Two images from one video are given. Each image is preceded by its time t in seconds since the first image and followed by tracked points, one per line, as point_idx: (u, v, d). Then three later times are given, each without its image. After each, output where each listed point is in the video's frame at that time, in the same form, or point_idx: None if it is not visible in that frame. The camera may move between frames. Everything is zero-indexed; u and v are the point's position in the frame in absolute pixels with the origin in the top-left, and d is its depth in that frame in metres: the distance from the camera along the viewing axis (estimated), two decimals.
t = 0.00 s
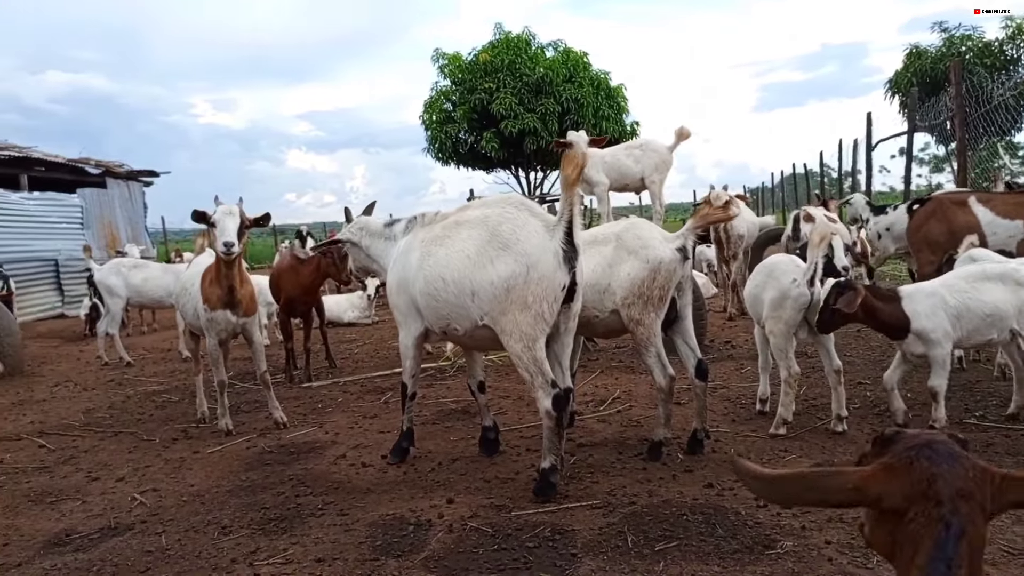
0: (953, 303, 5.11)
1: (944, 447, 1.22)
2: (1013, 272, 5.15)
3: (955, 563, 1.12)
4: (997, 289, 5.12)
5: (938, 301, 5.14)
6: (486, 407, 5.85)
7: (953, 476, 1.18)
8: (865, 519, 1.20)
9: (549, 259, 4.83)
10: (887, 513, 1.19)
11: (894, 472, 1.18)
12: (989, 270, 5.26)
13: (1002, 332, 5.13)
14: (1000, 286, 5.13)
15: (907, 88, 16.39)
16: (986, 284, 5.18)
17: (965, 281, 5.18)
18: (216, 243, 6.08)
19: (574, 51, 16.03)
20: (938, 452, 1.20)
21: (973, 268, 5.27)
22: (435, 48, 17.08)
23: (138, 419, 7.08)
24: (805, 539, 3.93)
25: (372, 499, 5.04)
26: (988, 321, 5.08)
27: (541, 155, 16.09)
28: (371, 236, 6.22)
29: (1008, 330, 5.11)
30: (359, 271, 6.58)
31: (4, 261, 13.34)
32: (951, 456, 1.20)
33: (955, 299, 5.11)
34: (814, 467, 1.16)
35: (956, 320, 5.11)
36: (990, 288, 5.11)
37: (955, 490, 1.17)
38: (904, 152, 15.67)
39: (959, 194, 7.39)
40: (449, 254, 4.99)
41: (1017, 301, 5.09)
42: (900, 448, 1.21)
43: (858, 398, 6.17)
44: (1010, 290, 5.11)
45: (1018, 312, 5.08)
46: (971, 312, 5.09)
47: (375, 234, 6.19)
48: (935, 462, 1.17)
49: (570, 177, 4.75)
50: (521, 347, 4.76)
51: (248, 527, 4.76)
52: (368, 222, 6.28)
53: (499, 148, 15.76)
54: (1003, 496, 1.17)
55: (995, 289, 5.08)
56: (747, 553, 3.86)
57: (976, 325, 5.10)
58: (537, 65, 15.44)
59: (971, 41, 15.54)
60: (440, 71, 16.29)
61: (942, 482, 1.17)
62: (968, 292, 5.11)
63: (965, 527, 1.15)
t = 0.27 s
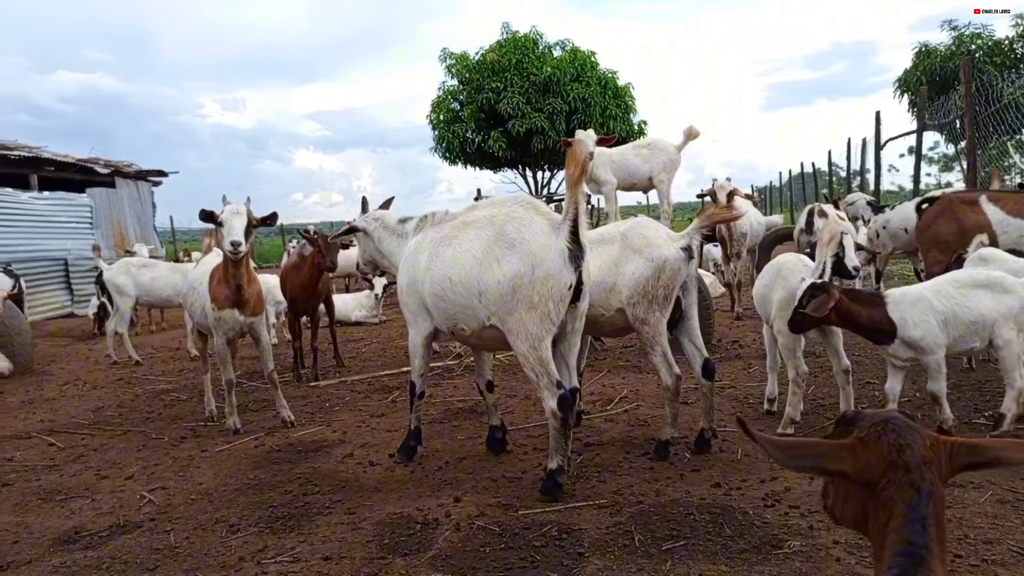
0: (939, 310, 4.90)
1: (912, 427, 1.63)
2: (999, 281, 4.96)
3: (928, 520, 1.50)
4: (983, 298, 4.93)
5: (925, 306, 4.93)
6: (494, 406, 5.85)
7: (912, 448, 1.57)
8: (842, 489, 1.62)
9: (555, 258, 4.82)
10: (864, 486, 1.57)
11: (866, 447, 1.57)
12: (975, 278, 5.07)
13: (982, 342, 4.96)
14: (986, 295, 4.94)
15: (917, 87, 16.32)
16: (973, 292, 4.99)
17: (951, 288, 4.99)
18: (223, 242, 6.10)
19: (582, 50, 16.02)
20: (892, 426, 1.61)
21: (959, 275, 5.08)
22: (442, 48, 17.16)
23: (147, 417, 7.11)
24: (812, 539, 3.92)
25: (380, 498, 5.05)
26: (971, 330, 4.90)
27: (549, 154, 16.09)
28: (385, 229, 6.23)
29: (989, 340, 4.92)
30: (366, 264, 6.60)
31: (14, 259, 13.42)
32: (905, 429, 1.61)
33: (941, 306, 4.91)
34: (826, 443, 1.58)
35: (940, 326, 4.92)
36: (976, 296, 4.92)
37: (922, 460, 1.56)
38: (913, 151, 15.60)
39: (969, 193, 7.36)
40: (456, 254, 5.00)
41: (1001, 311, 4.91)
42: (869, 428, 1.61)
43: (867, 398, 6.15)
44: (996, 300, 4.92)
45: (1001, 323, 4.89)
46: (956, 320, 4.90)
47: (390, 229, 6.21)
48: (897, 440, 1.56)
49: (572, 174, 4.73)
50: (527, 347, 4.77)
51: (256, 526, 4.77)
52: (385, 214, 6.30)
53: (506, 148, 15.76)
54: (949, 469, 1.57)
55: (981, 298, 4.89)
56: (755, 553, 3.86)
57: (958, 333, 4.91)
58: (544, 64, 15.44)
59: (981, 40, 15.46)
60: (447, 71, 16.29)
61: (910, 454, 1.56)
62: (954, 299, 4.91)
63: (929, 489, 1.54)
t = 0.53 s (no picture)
0: (917, 315, 4.75)
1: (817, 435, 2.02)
2: (988, 279, 4.74)
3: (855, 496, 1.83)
4: (970, 299, 4.73)
5: (902, 313, 4.78)
6: (504, 405, 5.86)
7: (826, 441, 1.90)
8: (774, 490, 1.89)
9: (564, 257, 4.81)
10: (791, 485, 1.88)
11: (792, 449, 1.86)
12: (965, 277, 4.85)
13: (974, 344, 4.77)
14: (972, 296, 4.74)
15: (929, 84, 16.23)
16: (959, 293, 4.80)
17: (936, 291, 4.81)
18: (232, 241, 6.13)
19: (591, 49, 16.01)
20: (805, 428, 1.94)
21: (945, 276, 4.88)
22: (451, 47, 17.17)
23: (158, 416, 7.15)
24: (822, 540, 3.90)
25: (389, 497, 5.07)
26: (957, 334, 4.73)
27: (558, 153, 16.08)
28: (394, 228, 6.25)
29: (980, 342, 4.73)
30: (376, 264, 6.61)
31: (27, 258, 13.53)
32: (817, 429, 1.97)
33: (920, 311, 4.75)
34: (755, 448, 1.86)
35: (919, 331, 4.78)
36: (960, 299, 4.74)
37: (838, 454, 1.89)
38: (924, 149, 15.52)
39: (981, 192, 7.30)
40: (466, 253, 5.01)
41: (991, 311, 4.69)
42: (786, 433, 1.91)
43: (877, 398, 6.12)
44: (984, 300, 4.71)
45: (993, 323, 4.67)
46: (938, 324, 4.75)
47: (398, 229, 6.23)
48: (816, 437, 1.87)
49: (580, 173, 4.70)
50: (536, 346, 4.77)
51: (266, 523, 4.79)
52: (393, 214, 6.32)
53: (515, 147, 15.76)
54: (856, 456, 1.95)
55: (966, 300, 4.70)
56: (764, 553, 3.84)
57: (943, 338, 4.76)
58: (553, 63, 15.43)
59: (994, 37, 15.35)
60: (456, 70, 16.30)
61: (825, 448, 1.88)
62: (935, 304, 4.73)
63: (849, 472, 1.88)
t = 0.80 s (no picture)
0: (897, 317, 4.58)
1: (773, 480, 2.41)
2: (968, 281, 4.61)
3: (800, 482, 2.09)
4: (951, 302, 4.57)
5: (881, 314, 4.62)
6: (513, 405, 5.86)
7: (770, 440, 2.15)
8: (719, 481, 2.16)
9: (574, 256, 4.80)
10: (737, 477, 2.14)
11: (736, 443, 2.12)
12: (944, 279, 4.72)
13: (955, 349, 4.62)
14: (953, 298, 4.59)
15: (940, 83, 16.14)
16: (939, 295, 4.64)
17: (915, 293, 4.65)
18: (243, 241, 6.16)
19: (601, 48, 16.01)
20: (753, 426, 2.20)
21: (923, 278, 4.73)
22: (461, 47, 17.20)
23: (169, 414, 7.19)
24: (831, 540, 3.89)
25: (398, 495, 5.08)
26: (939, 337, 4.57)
27: (567, 152, 16.07)
28: (402, 228, 6.26)
29: (961, 346, 4.58)
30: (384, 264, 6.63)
31: (39, 257, 13.63)
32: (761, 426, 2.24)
33: (897, 314, 4.59)
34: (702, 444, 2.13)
35: (899, 334, 4.62)
36: (940, 301, 4.59)
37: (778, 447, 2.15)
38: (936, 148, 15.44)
39: (994, 191, 7.25)
40: (477, 253, 5.01)
41: (973, 314, 4.55)
42: (732, 429, 2.17)
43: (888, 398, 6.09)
44: (966, 302, 4.56)
45: (975, 326, 4.54)
46: (919, 327, 4.58)
47: (406, 229, 6.23)
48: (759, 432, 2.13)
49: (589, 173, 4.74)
50: (545, 346, 4.77)
51: (276, 522, 4.82)
52: (399, 215, 6.34)
53: (524, 146, 15.77)
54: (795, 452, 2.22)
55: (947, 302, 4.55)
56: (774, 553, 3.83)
57: (925, 341, 4.59)
58: (563, 62, 15.43)
59: (1007, 35, 15.25)
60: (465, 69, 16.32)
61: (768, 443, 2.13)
62: (916, 306, 4.57)
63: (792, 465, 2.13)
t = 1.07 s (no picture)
0: (861, 320, 4.60)
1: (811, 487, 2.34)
2: (936, 289, 4.59)
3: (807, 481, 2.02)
4: (919, 308, 4.56)
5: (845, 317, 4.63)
6: (522, 404, 5.86)
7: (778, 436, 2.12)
8: (723, 478, 2.14)
9: (582, 255, 4.79)
10: (740, 472, 2.12)
11: (740, 439, 2.10)
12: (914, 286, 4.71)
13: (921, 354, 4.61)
14: (921, 304, 4.58)
15: (952, 80, 16.04)
16: (907, 302, 4.64)
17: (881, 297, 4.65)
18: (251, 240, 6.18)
19: (609, 47, 15.99)
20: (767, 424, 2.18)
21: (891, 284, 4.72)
22: (470, 46, 17.21)
23: (179, 412, 7.23)
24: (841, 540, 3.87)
25: (406, 494, 5.09)
26: (904, 342, 4.56)
27: (575, 151, 16.05)
28: (410, 228, 6.27)
29: (926, 351, 4.57)
30: (391, 263, 6.65)
31: (51, 257, 13.72)
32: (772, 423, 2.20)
33: (863, 316, 4.60)
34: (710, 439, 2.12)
35: (865, 336, 4.62)
36: (907, 307, 4.58)
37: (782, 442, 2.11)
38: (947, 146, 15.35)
39: (1006, 189, 7.20)
40: (486, 253, 5.02)
41: (940, 321, 4.53)
42: (739, 427, 2.16)
43: (898, 398, 6.06)
44: (933, 309, 4.55)
45: (942, 332, 4.52)
46: (884, 331, 4.59)
47: (414, 229, 6.24)
48: (764, 430, 2.13)
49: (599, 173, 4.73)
50: (554, 345, 4.77)
51: (285, 520, 4.83)
52: (408, 215, 6.36)
53: (533, 145, 15.76)
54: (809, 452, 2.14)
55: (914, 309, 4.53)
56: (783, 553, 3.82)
57: (890, 345, 4.59)
58: (571, 61, 15.41)
59: (1019, 33, 15.13)
60: (474, 68, 16.32)
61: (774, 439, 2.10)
62: (881, 310, 4.57)
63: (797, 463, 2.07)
